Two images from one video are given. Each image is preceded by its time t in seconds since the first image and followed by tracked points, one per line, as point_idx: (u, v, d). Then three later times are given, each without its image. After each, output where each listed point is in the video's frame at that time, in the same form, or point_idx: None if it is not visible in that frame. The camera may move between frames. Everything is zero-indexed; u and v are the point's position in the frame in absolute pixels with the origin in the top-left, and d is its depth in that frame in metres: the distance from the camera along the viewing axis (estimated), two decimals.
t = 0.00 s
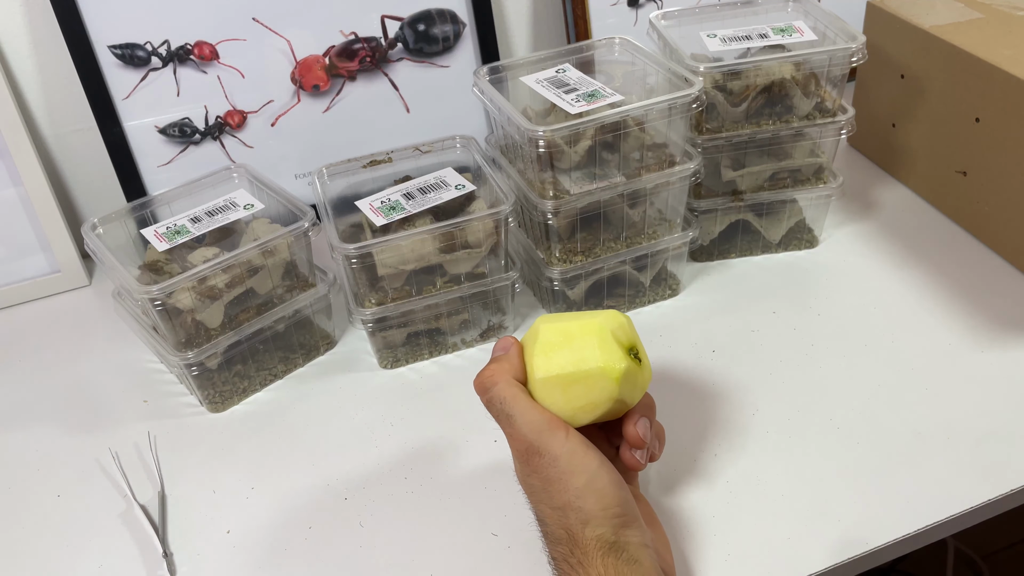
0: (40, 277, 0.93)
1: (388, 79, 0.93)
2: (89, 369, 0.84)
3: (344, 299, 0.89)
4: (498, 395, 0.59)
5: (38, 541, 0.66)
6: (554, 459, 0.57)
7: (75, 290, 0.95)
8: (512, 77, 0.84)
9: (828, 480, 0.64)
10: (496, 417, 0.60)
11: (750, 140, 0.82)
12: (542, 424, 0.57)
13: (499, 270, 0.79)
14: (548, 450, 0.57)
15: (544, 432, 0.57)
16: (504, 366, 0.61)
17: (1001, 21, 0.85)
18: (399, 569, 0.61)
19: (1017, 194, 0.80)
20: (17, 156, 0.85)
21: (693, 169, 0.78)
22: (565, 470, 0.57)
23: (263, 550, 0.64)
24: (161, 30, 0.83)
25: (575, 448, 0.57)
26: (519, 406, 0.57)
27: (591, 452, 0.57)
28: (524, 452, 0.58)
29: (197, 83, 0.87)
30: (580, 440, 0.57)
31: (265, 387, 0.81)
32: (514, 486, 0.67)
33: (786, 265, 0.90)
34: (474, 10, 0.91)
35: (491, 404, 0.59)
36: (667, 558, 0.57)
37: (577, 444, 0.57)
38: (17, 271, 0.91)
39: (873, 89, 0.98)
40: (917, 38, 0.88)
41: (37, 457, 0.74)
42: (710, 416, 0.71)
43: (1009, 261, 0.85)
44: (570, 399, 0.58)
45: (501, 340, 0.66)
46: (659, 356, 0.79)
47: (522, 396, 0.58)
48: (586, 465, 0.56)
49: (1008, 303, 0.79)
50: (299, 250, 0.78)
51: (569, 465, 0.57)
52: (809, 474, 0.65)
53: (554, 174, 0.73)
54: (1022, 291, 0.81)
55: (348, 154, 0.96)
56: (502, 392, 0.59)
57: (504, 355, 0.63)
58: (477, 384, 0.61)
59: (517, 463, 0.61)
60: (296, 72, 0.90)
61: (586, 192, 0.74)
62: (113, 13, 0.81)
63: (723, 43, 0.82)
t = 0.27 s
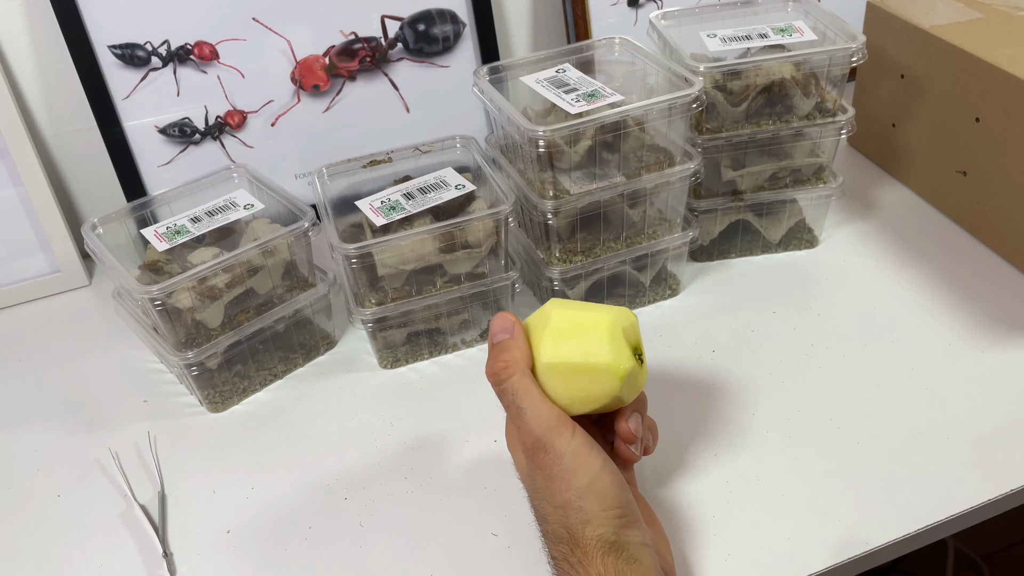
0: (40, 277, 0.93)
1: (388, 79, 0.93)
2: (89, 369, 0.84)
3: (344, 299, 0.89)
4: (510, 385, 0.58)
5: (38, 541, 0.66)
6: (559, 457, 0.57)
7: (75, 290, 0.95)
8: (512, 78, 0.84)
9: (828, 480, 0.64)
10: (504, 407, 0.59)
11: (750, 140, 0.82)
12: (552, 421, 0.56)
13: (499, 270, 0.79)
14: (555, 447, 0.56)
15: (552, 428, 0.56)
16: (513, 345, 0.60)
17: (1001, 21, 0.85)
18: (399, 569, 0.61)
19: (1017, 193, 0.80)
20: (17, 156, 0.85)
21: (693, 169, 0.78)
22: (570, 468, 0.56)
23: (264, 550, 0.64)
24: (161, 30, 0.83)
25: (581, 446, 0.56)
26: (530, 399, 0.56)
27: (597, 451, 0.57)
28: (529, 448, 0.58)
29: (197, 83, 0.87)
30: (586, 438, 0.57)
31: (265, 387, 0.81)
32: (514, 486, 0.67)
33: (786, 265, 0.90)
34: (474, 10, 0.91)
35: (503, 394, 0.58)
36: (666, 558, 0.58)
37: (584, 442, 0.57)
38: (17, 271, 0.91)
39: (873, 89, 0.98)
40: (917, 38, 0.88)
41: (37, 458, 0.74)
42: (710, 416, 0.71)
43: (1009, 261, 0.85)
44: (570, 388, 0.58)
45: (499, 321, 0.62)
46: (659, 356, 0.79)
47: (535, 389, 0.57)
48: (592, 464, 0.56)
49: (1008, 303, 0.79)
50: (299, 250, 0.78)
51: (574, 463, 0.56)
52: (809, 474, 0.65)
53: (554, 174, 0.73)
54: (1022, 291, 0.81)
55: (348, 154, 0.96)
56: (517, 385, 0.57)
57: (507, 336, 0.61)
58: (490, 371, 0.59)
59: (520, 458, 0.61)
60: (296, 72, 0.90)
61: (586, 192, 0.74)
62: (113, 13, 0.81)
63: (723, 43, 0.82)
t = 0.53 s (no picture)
0: (40, 277, 0.93)
1: (388, 79, 0.93)
2: (89, 369, 0.84)
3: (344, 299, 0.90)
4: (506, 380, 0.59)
5: (38, 542, 0.66)
6: (554, 452, 0.57)
7: (75, 290, 0.95)
8: (512, 78, 0.84)
9: (828, 480, 0.64)
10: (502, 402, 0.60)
11: (750, 140, 0.82)
12: (547, 416, 0.57)
13: (499, 270, 0.79)
14: (550, 442, 0.57)
15: (548, 423, 0.57)
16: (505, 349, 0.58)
17: (1001, 21, 0.85)
18: (399, 569, 0.61)
19: (1017, 194, 0.80)
20: (17, 156, 0.84)
21: (693, 169, 0.78)
22: (565, 463, 0.57)
23: (264, 549, 0.64)
24: (161, 30, 0.83)
25: (575, 441, 0.57)
26: (526, 394, 0.57)
27: (591, 448, 0.57)
28: (525, 443, 0.59)
29: (197, 83, 0.87)
30: (581, 434, 0.58)
31: (265, 387, 0.81)
32: (514, 486, 0.67)
33: (786, 265, 0.90)
34: (474, 10, 0.91)
35: (501, 388, 0.59)
36: (662, 559, 0.57)
37: (578, 437, 0.57)
38: (17, 271, 0.91)
39: (873, 89, 0.98)
40: (917, 38, 0.88)
41: (37, 458, 0.74)
42: (709, 415, 0.71)
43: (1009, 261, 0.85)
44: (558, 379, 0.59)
45: (477, 320, 0.58)
46: (659, 356, 0.79)
47: (531, 384, 0.58)
48: (586, 459, 0.57)
49: (1008, 303, 0.79)
50: (299, 250, 0.78)
51: (568, 458, 0.57)
52: (810, 475, 0.65)
53: (554, 174, 0.73)
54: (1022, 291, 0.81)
55: (348, 154, 0.96)
56: (514, 385, 0.58)
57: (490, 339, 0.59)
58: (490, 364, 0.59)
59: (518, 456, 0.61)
60: (296, 72, 0.90)
61: (586, 192, 0.74)
62: (113, 13, 0.81)
63: (723, 43, 0.82)
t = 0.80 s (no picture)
0: (40, 277, 0.93)
1: (388, 79, 0.93)
2: (89, 370, 0.84)
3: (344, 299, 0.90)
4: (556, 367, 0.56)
5: (38, 542, 0.66)
6: (592, 452, 0.54)
7: (75, 290, 0.95)
8: (512, 78, 0.84)
9: (829, 480, 0.64)
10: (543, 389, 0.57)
11: (750, 140, 0.82)
12: (591, 418, 0.54)
13: (499, 270, 0.79)
14: (590, 441, 0.54)
15: (589, 425, 0.54)
16: (575, 333, 0.56)
17: (1001, 21, 0.85)
18: (399, 569, 0.61)
19: (1017, 194, 0.80)
20: (17, 156, 0.84)
21: (693, 169, 0.78)
22: (599, 466, 0.54)
23: (264, 550, 0.64)
24: (161, 30, 0.83)
25: (614, 446, 0.54)
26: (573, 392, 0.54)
27: (628, 455, 0.55)
28: (562, 435, 0.55)
29: (197, 83, 0.87)
30: (620, 439, 0.55)
31: (265, 387, 0.81)
32: (514, 486, 0.67)
33: (786, 265, 0.90)
34: (474, 10, 0.91)
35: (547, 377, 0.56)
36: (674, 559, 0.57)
37: (619, 441, 0.54)
38: (17, 271, 0.91)
39: (873, 89, 0.98)
40: (917, 38, 0.88)
41: (37, 457, 0.74)
42: (709, 416, 0.71)
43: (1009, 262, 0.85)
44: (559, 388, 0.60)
45: (557, 300, 0.58)
46: (659, 355, 0.79)
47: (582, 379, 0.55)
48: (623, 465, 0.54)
49: (1008, 303, 0.79)
50: (299, 250, 0.78)
51: (604, 462, 0.54)
52: (810, 475, 0.65)
53: (554, 174, 0.73)
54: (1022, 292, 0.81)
55: (348, 154, 0.96)
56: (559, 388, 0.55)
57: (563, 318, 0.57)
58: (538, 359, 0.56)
59: (545, 444, 0.59)
60: (296, 72, 0.90)
61: (586, 192, 0.74)
62: (113, 13, 0.81)
63: (723, 43, 0.82)
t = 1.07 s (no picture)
0: (40, 277, 0.93)
1: (388, 79, 0.93)
2: (89, 370, 0.84)
3: (344, 300, 0.90)
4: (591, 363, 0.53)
5: (38, 542, 0.66)
6: (609, 450, 0.54)
7: (75, 289, 0.95)
8: (512, 78, 0.84)
9: (828, 480, 0.64)
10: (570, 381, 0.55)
11: (750, 140, 0.82)
12: (618, 414, 0.53)
13: (499, 270, 0.79)
14: (611, 439, 0.53)
15: (612, 423, 0.53)
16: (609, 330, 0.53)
17: (1001, 21, 0.86)
18: (399, 569, 0.61)
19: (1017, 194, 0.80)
20: (17, 156, 0.84)
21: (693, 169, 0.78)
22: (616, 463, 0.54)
23: (264, 550, 0.64)
24: (161, 30, 0.83)
25: (631, 445, 0.54)
26: (607, 386, 0.53)
27: (642, 455, 0.55)
28: (581, 432, 0.54)
29: (197, 83, 0.87)
30: (636, 440, 0.55)
31: (265, 387, 0.81)
32: (514, 487, 0.67)
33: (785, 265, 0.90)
34: (474, 10, 0.91)
35: (581, 371, 0.53)
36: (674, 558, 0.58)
37: (636, 442, 0.54)
38: (17, 271, 0.91)
39: (873, 89, 0.98)
40: (917, 38, 0.88)
41: (36, 457, 0.74)
42: (708, 416, 0.71)
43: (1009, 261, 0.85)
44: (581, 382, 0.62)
45: (596, 291, 0.54)
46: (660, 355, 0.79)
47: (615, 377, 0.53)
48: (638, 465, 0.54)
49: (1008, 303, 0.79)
50: (299, 250, 0.78)
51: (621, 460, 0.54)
52: (810, 475, 0.65)
53: (554, 174, 0.73)
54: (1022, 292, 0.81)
55: (348, 154, 0.96)
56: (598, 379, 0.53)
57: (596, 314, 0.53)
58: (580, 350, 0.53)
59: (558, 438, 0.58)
60: (296, 72, 0.90)
61: (586, 192, 0.74)
62: (113, 13, 0.81)
63: (723, 43, 0.82)
